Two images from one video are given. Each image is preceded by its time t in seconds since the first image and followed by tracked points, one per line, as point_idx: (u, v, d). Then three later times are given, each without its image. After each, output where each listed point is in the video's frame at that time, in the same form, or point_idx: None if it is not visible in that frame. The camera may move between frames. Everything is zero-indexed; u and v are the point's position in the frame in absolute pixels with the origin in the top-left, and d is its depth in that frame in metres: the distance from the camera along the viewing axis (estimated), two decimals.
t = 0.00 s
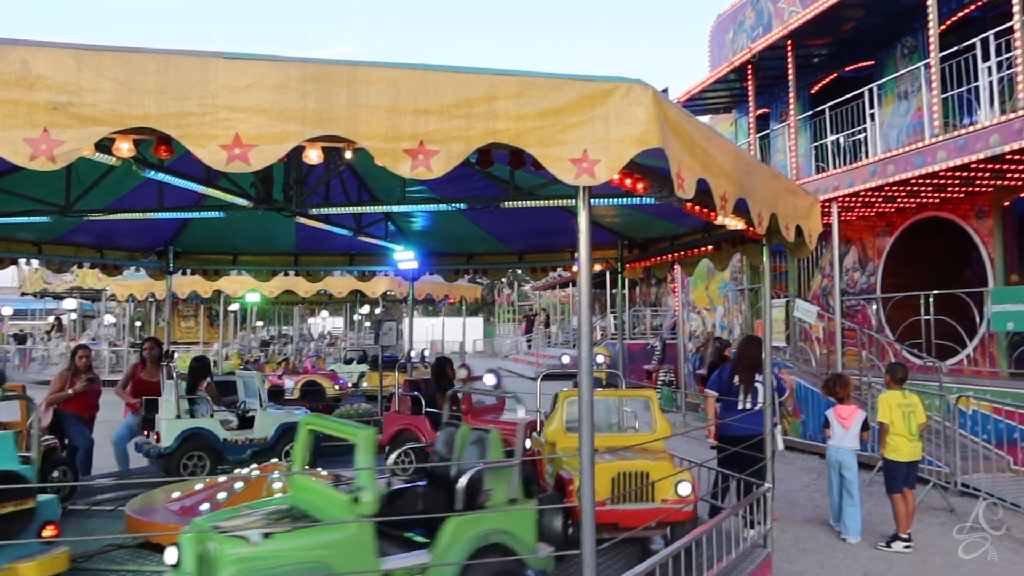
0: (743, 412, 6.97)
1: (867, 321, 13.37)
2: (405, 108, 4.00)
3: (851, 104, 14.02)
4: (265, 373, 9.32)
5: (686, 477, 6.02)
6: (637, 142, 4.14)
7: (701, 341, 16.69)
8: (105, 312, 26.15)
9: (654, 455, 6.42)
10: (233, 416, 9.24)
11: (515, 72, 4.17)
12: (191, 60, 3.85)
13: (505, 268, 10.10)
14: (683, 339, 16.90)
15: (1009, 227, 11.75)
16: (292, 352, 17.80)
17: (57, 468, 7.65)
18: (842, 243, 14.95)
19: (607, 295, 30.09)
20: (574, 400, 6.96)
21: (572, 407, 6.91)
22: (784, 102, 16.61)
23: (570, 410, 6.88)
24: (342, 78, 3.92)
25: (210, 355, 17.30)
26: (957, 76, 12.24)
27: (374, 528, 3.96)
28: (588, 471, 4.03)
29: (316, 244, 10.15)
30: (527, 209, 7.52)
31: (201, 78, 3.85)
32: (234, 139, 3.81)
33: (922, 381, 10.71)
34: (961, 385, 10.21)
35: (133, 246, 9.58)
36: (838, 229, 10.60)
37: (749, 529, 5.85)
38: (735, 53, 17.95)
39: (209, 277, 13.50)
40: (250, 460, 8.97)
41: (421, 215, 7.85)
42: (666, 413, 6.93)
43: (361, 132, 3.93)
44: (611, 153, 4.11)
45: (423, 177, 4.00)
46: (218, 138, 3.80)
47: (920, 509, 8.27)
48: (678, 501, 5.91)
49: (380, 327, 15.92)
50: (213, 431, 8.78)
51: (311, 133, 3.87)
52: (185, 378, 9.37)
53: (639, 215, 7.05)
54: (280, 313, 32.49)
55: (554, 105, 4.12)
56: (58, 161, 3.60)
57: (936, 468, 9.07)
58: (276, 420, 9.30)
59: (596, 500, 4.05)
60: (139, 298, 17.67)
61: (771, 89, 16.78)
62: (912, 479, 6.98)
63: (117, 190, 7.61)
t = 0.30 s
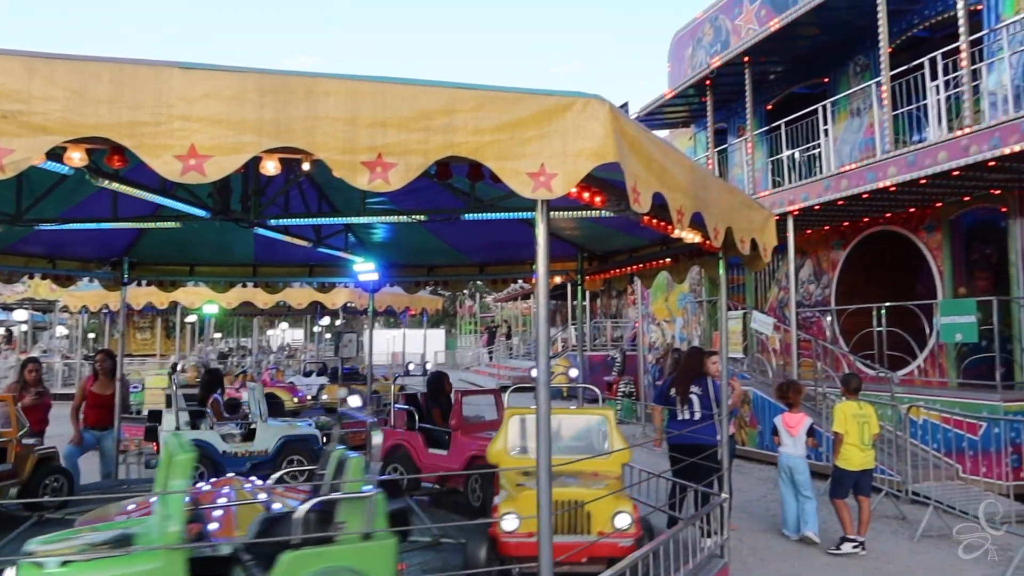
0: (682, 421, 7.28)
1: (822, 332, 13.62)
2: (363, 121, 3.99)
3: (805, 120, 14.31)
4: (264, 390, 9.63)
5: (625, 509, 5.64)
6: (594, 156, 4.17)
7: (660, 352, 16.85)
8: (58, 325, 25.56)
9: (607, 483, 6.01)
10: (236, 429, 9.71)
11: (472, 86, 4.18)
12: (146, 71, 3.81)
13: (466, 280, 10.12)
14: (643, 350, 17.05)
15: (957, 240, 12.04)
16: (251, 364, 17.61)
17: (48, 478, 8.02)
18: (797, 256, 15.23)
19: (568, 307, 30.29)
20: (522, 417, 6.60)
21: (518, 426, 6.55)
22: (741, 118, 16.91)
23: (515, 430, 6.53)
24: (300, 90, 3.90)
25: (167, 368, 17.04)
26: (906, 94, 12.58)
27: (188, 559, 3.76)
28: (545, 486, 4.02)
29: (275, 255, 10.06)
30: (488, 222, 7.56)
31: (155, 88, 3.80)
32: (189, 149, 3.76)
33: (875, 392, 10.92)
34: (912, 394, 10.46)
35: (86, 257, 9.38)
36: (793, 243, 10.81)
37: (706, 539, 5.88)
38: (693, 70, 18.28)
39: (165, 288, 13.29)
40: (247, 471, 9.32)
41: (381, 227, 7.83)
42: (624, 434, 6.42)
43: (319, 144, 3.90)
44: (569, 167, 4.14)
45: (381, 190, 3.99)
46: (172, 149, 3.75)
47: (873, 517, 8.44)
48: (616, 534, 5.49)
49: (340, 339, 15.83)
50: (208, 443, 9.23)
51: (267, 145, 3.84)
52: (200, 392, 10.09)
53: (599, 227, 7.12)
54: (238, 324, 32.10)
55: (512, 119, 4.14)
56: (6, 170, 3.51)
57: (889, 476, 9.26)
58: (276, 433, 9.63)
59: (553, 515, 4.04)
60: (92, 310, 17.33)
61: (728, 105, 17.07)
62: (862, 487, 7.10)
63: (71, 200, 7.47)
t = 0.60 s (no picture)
0: (625, 431, 7.70)
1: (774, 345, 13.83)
2: (316, 133, 3.96)
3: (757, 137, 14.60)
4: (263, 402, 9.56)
5: (534, 544, 5.08)
6: (548, 171, 4.20)
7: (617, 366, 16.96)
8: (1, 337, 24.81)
9: (526, 512, 5.60)
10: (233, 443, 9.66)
11: (426, 99, 4.18)
12: (92, 79, 3.74)
13: (422, 293, 10.09)
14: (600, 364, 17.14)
15: (903, 255, 12.36)
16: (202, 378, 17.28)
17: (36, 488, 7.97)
18: (750, 270, 15.48)
19: (524, 320, 30.35)
20: (444, 437, 6.43)
21: (442, 447, 6.41)
22: (695, 134, 17.17)
23: (438, 451, 6.38)
24: (252, 102, 3.86)
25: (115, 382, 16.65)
26: (854, 114, 12.92)
27: None
28: (497, 501, 4.01)
29: (228, 268, 9.93)
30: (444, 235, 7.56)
31: (102, 97, 3.73)
32: (137, 160, 3.70)
33: (825, 404, 11.13)
34: (860, 407, 10.70)
35: (31, 268, 9.13)
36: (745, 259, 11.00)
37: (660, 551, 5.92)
38: (649, 86, 18.55)
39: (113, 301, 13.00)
40: (237, 485, 9.26)
41: (336, 239, 7.77)
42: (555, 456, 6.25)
43: (270, 156, 3.86)
44: (522, 182, 4.16)
45: (333, 202, 3.95)
46: (120, 159, 3.68)
47: (824, 528, 8.58)
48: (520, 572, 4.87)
49: (294, 353, 15.64)
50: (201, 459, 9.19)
51: (218, 156, 3.79)
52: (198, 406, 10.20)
53: (555, 241, 7.17)
54: (191, 337, 31.52)
55: (466, 134, 4.15)
56: None
57: (838, 486, 9.44)
58: (272, 449, 9.56)
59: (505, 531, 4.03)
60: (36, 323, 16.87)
61: (683, 121, 17.33)
62: (811, 498, 7.19)
63: (16, 210, 7.28)
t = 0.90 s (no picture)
0: (574, 444, 7.75)
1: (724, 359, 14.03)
2: (265, 144, 3.93)
3: (708, 154, 14.87)
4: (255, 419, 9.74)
5: None
6: (500, 185, 4.23)
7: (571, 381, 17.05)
8: None
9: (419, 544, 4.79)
10: (228, 458, 9.96)
11: (376, 112, 4.18)
12: (32, 86, 3.66)
13: (375, 306, 10.05)
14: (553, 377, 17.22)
15: (847, 270, 12.69)
16: (148, 393, 16.90)
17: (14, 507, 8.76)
18: (701, 285, 15.71)
19: (479, 333, 30.39)
20: (346, 458, 5.72)
21: (344, 469, 5.70)
22: (648, 150, 17.43)
23: (342, 474, 5.68)
24: (199, 112, 3.82)
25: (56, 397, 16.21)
26: (801, 133, 13.25)
27: None
28: (448, 516, 3.99)
29: (176, 280, 9.76)
30: (397, 247, 7.55)
31: (42, 104, 3.65)
32: (79, 169, 3.62)
33: (773, 416, 11.34)
34: (808, 419, 10.92)
35: None
36: (695, 274, 11.19)
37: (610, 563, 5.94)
38: (603, 104, 18.80)
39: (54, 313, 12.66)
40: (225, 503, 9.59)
41: (288, 252, 7.70)
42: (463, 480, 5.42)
43: (218, 167, 3.81)
44: (473, 195, 4.17)
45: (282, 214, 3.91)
46: (60, 168, 3.60)
47: (772, 539, 8.72)
48: None
49: (244, 367, 15.40)
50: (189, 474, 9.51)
51: (163, 167, 3.73)
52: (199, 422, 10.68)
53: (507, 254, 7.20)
54: (137, 351, 30.79)
55: (417, 147, 4.16)
56: None
57: (786, 497, 9.63)
58: (263, 466, 9.75)
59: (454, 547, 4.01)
60: None
61: (636, 138, 17.58)
62: (759, 508, 7.30)
63: None
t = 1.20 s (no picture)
0: (529, 459, 7.77)
1: (675, 373, 14.19)
2: (213, 155, 3.87)
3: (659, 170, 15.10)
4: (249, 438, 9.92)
5: None
6: (451, 199, 4.24)
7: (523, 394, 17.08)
8: None
9: None
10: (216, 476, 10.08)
11: (327, 125, 4.16)
12: None
13: (326, 319, 9.98)
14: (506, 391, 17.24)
15: (794, 285, 12.98)
16: (88, 408, 16.40)
17: (13, 515, 9.13)
18: (652, 299, 15.89)
19: (430, 347, 30.26)
20: (217, 484, 5.19)
21: (217, 494, 5.18)
22: (600, 166, 17.63)
23: (214, 499, 5.18)
24: (145, 122, 3.75)
25: None
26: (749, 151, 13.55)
27: None
28: (396, 532, 4.00)
29: (120, 292, 9.53)
30: (349, 261, 7.51)
31: None
32: (18, 178, 3.51)
33: (721, 429, 11.52)
34: (755, 432, 11.13)
35: None
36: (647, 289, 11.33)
37: None
38: (556, 120, 19.00)
39: None
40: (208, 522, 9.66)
41: (237, 264, 7.58)
42: (326, 507, 4.89)
43: (163, 178, 3.74)
44: (424, 209, 4.18)
45: (230, 226, 3.86)
46: None
47: (721, 551, 8.83)
48: None
49: (189, 382, 15.07)
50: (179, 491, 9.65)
51: (106, 177, 3.64)
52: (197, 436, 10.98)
53: (460, 268, 7.22)
54: (78, 365, 29.87)
55: (368, 160, 4.15)
56: None
57: (734, 509, 9.79)
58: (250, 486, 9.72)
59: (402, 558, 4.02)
60: None
61: (588, 154, 17.78)
62: (708, 521, 7.43)
63: None
